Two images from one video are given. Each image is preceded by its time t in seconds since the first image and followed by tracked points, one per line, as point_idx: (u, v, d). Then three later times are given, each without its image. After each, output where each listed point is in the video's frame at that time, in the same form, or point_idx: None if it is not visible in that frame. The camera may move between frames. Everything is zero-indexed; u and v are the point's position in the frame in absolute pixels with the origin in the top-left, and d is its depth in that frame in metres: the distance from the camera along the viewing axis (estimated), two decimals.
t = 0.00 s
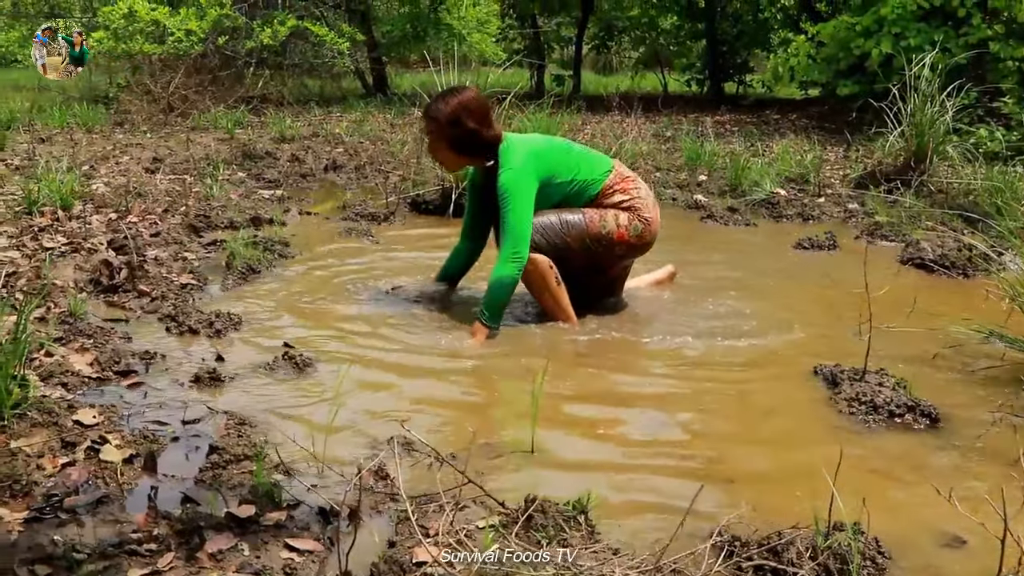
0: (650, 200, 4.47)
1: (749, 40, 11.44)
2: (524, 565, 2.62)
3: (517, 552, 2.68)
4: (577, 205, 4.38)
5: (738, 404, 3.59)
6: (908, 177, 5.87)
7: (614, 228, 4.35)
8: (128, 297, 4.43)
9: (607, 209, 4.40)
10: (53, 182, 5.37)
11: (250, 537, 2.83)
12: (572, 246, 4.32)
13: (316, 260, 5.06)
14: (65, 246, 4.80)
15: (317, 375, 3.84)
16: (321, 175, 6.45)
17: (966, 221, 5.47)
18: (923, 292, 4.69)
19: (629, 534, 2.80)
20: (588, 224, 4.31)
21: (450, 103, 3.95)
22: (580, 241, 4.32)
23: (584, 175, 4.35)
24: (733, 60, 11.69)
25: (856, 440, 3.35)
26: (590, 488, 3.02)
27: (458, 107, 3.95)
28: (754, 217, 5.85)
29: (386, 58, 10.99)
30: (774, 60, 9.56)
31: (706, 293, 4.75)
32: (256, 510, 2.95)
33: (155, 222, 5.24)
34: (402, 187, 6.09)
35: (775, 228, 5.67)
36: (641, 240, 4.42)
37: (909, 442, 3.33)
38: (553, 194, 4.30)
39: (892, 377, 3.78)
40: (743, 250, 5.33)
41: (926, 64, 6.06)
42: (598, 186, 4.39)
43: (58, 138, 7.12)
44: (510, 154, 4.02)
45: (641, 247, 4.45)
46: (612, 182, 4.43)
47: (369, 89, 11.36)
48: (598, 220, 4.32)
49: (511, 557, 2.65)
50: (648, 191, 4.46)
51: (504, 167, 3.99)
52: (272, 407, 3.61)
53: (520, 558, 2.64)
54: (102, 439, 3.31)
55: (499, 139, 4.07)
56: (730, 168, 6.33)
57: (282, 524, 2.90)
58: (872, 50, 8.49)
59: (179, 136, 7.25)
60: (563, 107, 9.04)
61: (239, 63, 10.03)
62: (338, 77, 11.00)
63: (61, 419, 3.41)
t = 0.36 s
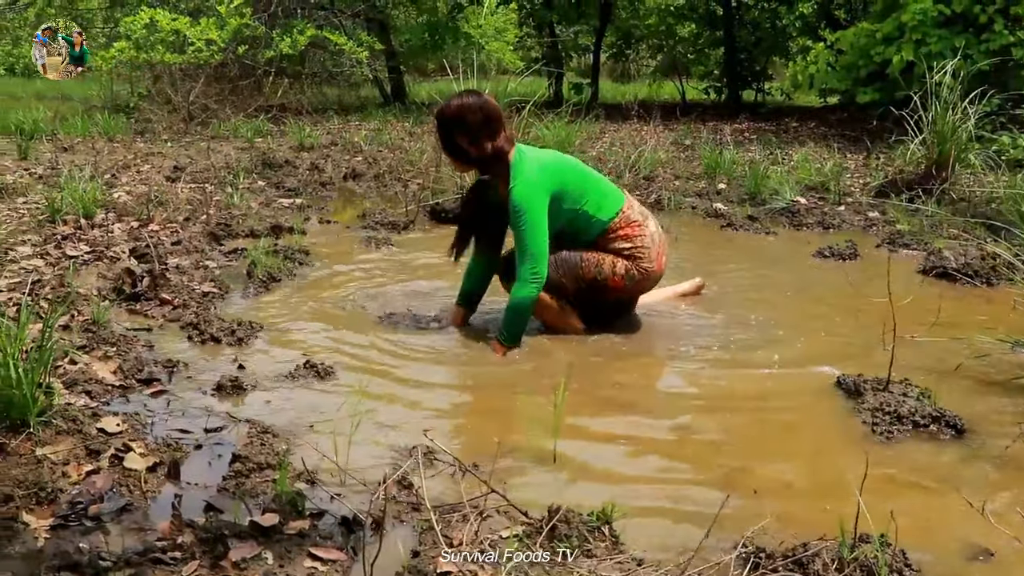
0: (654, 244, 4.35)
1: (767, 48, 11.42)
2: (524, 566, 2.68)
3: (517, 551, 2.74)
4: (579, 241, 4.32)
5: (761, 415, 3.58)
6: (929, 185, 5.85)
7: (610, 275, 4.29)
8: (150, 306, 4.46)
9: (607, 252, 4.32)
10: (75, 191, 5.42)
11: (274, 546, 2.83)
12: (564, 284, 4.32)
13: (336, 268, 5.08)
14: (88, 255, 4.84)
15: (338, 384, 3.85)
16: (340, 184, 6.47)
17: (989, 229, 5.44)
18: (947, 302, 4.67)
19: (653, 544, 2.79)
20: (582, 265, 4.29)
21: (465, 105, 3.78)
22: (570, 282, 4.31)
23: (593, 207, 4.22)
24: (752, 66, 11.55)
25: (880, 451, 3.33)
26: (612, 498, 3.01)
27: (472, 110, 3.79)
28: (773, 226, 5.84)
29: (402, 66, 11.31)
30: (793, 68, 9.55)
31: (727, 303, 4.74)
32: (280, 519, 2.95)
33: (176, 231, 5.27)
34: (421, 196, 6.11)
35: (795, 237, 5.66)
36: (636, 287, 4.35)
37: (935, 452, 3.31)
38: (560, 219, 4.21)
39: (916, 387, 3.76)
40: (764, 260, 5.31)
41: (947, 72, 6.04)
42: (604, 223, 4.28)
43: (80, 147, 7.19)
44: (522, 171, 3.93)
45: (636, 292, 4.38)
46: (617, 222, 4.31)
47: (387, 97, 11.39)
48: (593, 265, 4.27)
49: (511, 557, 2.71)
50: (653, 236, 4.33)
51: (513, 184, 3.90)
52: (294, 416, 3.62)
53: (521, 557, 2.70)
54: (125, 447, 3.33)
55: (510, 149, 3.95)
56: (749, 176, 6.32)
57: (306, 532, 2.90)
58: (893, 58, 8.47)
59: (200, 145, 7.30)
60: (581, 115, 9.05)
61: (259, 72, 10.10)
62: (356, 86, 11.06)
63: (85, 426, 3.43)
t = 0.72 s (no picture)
0: (657, 292, 4.24)
1: (787, 53, 11.37)
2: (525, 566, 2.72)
3: (518, 552, 2.78)
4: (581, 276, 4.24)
5: (785, 422, 3.56)
6: (953, 190, 5.81)
7: (606, 317, 4.27)
8: (172, 311, 4.48)
9: (609, 292, 4.24)
10: (98, 197, 5.46)
11: (297, 552, 2.83)
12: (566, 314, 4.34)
13: (357, 274, 5.09)
14: (111, 260, 4.87)
15: (360, 390, 3.85)
16: (360, 189, 6.50)
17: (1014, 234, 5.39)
18: (972, 308, 4.63)
19: (677, 552, 2.77)
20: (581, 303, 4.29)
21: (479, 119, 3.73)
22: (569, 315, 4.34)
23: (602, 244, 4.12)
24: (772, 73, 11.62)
25: (906, 458, 3.30)
26: (635, 505, 3.00)
27: (485, 125, 3.74)
28: (795, 231, 5.81)
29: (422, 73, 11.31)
30: (814, 73, 9.51)
31: (749, 309, 4.72)
32: (302, 524, 2.94)
33: (198, 236, 5.30)
34: (441, 202, 6.12)
35: (817, 242, 5.63)
36: (633, 329, 4.30)
37: (962, 460, 3.28)
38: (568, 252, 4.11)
39: (941, 394, 3.72)
40: (785, 266, 5.28)
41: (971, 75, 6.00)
42: (607, 266, 4.18)
43: (103, 153, 7.24)
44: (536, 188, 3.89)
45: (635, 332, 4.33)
46: (621, 265, 4.19)
47: (407, 103, 11.44)
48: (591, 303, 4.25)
49: (511, 557, 2.75)
50: (656, 285, 4.21)
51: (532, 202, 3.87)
52: (316, 421, 3.62)
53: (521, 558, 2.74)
54: (148, 452, 3.34)
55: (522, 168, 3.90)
56: (770, 181, 6.29)
57: (328, 539, 2.90)
58: (916, 61, 8.42)
59: (221, 151, 7.34)
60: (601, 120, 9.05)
61: (279, 78, 10.14)
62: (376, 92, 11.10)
63: (109, 431, 3.44)
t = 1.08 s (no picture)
0: (667, 308, 4.22)
1: (807, 58, 11.32)
2: (525, 565, 2.76)
3: (517, 551, 2.82)
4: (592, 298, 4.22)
5: (814, 432, 3.53)
6: (978, 194, 5.77)
7: (618, 336, 4.24)
8: (197, 323, 4.50)
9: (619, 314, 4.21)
10: (123, 210, 5.51)
11: (325, 564, 2.82)
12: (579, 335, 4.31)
13: (380, 285, 5.11)
14: (136, 273, 4.90)
15: (385, 401, 3.85)
16: (381, 200, 6.52)
17: None
18: (1000, 313, 4.58)
19: (708, 563, 2.74)
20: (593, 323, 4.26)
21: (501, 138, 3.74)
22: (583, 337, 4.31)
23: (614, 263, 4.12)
24: (793, 77, 11.50)
25: (938, 466, 3.27)
26: (663, 516, 2.98)
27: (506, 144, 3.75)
28: (818, 237, 5.78)
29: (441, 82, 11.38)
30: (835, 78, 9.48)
31: (774, 318, 4.69)
32: (330, 537, 2.94)
33: (221, 248, 5.33)
34: (462, 212, 6.13)
35: (841, 248, 5.60)
36: (646, 347, 4.28)
37: (994, 467, 3.24)
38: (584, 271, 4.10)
39: (970, 401, 3.69)
40: (809, 273, 5.26)
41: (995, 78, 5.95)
42: (618, 284, 4.17)
43: (126, 167, 7.29)
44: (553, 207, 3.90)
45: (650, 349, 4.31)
46: (631, 284, 4.18)
47: (426, 113, 11.46)
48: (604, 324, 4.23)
49: (512, 556, 2.79)
50: (666, 300, 4.20)
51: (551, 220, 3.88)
52: (342, 432, 3.63)
53: (522, 557, 2.78)
54: (176, 464, 3.35)
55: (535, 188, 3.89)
56: (792, 187, 6.27)
57: (356, 551, 2.89)
58: (938, 64, 8.37)
59: (242, 163, 7.39)
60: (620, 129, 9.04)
61: (299, 90, 10.18)
62: (394, 103, 11.14)
63: (136, 443, 3.46)
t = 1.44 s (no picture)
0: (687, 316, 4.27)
1: (839, 63, 11.24)
2: (524, 566, 2.79)
3: (518, 553, 2.85)
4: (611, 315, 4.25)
5: (848, 441, 3.50)
6: (1015, 201, 5.71)
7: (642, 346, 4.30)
8: (229, 326, 4.53)
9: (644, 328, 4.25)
10: (156, 213, 5.56)
11: (357, 567, 2.82)
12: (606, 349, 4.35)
13: (410, 289, 5.13)
14: (168, 276, 4.95)
15: (417, 405, 3.87)
16: (411, 205, 6.54)
17: None
18: None
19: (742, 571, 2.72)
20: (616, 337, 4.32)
21: (526, 159, 3.75)
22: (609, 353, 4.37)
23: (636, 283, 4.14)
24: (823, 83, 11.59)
25: (974, 476, 3.23)
26: (696, 524, 2.96)
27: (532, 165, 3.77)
28: (850, 244, 5.74)
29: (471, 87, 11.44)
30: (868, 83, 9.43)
31: (806, 325, 4.65)
32: (363, 541, 2.94)
33: (253, 251, 5.38)
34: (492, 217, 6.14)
35: (873, 255, 5.56)
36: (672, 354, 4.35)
37: None
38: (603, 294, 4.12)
39: (1008, 411, 3.64)
40: (842, 279, 5.21)
41: None
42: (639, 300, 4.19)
43: (159, 170, 7.37)
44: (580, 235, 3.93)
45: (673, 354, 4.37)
46: (652, 299, 4.21)
47: (456, 117, 11.51)
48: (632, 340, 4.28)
49: (512, 558, 2.83)
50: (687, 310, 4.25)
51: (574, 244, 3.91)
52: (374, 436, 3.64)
53: (521, 558, 2.81)
54: (209, 467, 3.37)
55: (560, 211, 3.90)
56: (824, 194, 6.23)
57: (388, 554, 2.89)
58: (973, 69, 8.29)
59: (273, 167, 7.45)
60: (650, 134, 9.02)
61: (330, 95, 10.24)
62: (424, 107, 11.19)
63: (170, 445, 3.48)
